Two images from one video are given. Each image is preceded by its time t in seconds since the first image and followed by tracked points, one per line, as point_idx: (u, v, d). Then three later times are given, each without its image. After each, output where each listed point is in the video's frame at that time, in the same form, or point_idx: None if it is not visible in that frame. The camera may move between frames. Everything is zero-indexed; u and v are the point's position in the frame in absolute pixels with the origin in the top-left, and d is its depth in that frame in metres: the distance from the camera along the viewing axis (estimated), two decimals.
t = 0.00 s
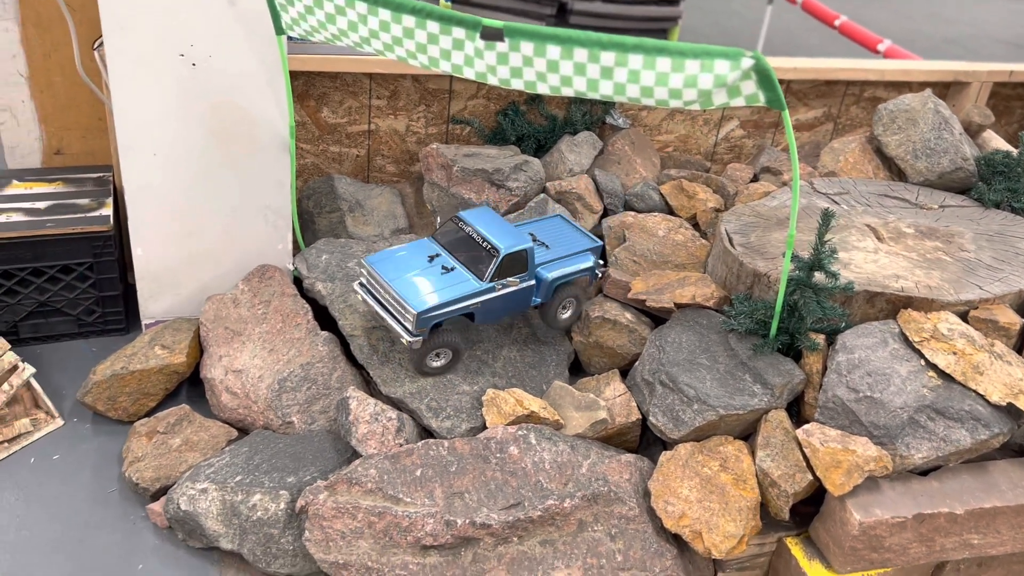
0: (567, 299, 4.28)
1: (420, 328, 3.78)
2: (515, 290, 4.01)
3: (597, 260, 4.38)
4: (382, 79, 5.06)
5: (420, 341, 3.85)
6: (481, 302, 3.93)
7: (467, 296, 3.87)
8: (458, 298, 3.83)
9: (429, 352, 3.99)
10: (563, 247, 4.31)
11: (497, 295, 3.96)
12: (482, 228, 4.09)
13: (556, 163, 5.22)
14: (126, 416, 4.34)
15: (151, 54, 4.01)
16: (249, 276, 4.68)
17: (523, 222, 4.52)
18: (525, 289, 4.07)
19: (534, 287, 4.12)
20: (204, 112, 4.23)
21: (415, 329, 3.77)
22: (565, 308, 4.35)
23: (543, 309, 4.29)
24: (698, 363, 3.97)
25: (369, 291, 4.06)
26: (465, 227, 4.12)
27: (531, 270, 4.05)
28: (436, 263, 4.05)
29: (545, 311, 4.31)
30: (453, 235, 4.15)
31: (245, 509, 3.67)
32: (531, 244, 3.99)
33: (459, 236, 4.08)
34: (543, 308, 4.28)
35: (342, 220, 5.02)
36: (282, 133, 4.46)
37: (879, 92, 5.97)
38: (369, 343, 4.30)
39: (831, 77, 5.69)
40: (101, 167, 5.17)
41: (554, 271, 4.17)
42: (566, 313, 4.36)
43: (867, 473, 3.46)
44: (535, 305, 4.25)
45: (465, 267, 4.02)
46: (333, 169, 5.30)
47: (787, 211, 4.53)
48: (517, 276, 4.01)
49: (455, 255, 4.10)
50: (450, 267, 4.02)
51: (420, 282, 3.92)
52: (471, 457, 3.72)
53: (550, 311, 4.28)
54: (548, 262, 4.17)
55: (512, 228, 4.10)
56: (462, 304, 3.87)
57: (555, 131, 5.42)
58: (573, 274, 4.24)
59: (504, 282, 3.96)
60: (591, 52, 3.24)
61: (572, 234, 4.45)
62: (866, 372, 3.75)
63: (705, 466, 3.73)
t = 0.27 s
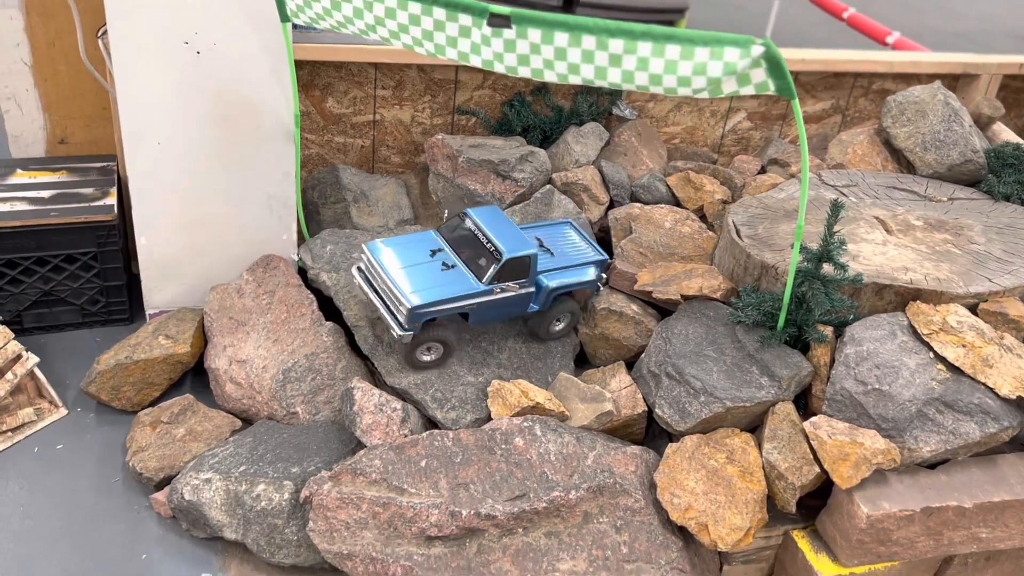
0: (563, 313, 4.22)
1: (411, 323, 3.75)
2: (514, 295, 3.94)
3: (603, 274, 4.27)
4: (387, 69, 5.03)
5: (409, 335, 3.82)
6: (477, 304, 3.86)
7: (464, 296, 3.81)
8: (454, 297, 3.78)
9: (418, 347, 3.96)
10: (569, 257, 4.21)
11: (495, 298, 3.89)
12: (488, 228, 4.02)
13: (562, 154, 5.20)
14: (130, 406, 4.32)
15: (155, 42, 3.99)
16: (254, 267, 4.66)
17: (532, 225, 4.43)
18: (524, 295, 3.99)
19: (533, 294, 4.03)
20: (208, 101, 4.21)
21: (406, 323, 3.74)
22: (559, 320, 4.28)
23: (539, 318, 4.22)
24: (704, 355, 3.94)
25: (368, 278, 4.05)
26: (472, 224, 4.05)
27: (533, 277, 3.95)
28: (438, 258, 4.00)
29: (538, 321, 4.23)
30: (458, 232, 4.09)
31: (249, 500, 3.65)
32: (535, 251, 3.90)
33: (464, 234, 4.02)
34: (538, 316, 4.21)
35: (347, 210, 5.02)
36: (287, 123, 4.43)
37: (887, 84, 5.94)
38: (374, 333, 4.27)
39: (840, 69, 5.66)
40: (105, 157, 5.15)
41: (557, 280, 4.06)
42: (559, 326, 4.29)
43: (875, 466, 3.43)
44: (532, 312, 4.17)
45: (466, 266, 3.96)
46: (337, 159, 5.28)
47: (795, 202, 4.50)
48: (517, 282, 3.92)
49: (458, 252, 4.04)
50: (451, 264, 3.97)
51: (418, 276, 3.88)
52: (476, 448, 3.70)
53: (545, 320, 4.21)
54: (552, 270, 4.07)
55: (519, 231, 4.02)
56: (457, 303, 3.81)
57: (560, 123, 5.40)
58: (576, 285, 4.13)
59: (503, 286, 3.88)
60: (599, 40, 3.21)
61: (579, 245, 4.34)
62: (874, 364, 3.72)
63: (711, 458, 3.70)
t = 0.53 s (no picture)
0: (554, 306, 4.18)
1: (397, 315, 3.70)
2: (504, 289, 3.88)
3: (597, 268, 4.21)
4: (390, 57, 5.00)
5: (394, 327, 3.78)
6: (465, 297, 3.81)
7: (451, 289, 3.76)
8: (441, 290, 3.73)
9: (404, 338, 3.92)
10: (562, 251, 4.15)
11: (484, 292, 3.83)
12: (479, 220, 3.96)
13: (565, 144, 5.19)
14: (131, 396, 4.31)
15: (155, 28, 3.96)
16: (256, 256, 4.64)
17: (526, 216, 4.37)
18: (514, 289, 3.93)
19: (524, 287, 3.98)
20: (209, 88, 4.18)
21: (392, 314, 3.70)
22: (550, 314, 4.24)
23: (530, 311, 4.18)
24: (709, 345, 3.92)
25: (355, 268, 4.00)
26: (463, 215, 3.99)
27: (523, 270, 3.90)
28: (427, 248, 3.95)
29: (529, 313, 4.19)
30: (449, 222, 4.04)
31: (251, 489, 3.64)
32: (526, 245, 3.85)
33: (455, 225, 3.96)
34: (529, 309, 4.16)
35: (349, 200, 5.00)
36: (289, 111, 4.40)
37: (894, 75, 5.91)
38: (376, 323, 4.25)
39: (845, 59, 5.62)
40: (106, 145, 5.13)
41: (548, 274, 4.01)
42: (550, 319, 4.24)
43: (880, 457, 3.41)
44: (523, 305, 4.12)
45: (455, 257, 3.90)
46: (340, 149, 5.25)
47: (801, 192, 4.47)
48: (507, 275, 3.87)
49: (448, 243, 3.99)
50: (440, 255, 3.91)
51: (406, 268, 3.82)
52: (479, 438, 3.68)
53: (535, 314, 4.16)
54: (543, 264, 4.02)
55: (511, 224, 3.96)
56: (444, 296, 3.76)
57: (564, 112, 5.38)
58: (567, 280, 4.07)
59: (492, 279, 3.83)
60: (606, 24, 3.18)
61: (573, 237, 4.28)
62: (880, 355, 3.69)
63: (715, 449, 3.68)
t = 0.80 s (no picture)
0: (540, 299, 4.13)
1: (377, 308, 3.70)
2: (487, 283, 3.87)
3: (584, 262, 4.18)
4: (389, 48, 4.99)
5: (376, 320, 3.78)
6: (448, 290, 3.80)
7: (432, 282, 3.75)
8: (423, 284, 3.72)
9: (388, 333, 3.88)
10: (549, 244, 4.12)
11: (467, 286, 3.83)
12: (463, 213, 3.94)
13: (565, 135, 5.18)
14: (129, 386, 4.31)
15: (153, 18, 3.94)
16: (254, 246, 4.63)
17: (515, 209, 4.36)
18: (498, 283, 3.92)
19: (509, 281, 3.96)
20: (207, 78, 4.18)
21: (371, 307, 3.70)
22: (537, 306, 4.20)
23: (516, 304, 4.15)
24: (707, 337, 3.91)
25: (338, 260, 4.01)
26: (448, 208, 3.98)
27: (507, 264, 3.89)
28: (410, 241, 3.94)
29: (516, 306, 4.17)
30: (433, 215, 4.03)
31: (249, 479, 3.64)
32: (510, 238, 3.83)
33: (438, 218, 3.95)
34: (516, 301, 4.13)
35: (348, 190, 5.00)
36: (287, 101, 4.38)
37: (894, 67, 5.89)
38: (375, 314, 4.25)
39: (846, 50, 5.61)
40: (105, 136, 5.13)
41: (534, 268, 3.99)
42: (537, 312, 4.21)
43: (878, 448, 3.41)
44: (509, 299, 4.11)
45: (438, 251, 3.89)
46: (339, 140, 5.25)
47: (800, 184, 4.47)
48: (490, 269, 3.86)
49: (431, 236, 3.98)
50: (423, 248, 3.90)
51: (389, 261, 3.81)
52: (476, 429, 3.68)
53: (522, 307, 4.13)
54: (529, 258, 3.99)
55: (496, 217, 3.95)
56: (425, 289, 3.75)
57: (563, 104, 5.35)
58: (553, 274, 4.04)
59: (475, 273, 3.81)
60: (605, 14, 3.20)
61: (562, 230, 4.26)
62: (879, 346, 3.69)
63: (713, 439, 3.67)
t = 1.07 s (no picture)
0: (525, 293, 4.06)
1: (353, 317, 3.60)
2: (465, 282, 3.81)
3: (565, 253, 4.09)
4: (389, 42, 4.97)
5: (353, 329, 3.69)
6: (425, 293, 3.73)
7: (408, 287, 3.67)
8: (399, 288, 3.64)
9: (372, 341, 3.76)
10: (528, 237, 4.03)
11: (444, 288, 3.76)
12: (435, 213, 3.86)
13: (565, 130, 5.18)
14: (129, 380, 4.30)
15: (153, 10, 3.93)
16: (253, 241, 4.62)
17: (492, 202, 4.25)
18: (476, 282, 3.85)
19: (487, 278, 3.89)
20: (206, 72, 4.16)
21: (348, 317, 3.60)
22: (522, 301, 4.13)
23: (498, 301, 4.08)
24: (707, 332, 3.90)
25: (311, 271, 3.90)
26: (419, 210, 3.90)
27: (484, 262, 3.81)
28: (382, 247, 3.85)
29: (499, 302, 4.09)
30: (405, 218, 3.94)
31: (249, 473, 3.64)
32: (484, 236, 3.75)
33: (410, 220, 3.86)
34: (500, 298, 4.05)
35: (348, 185, 5.00)
36: (286, 95, 4.38)
37: (896, 61, 5.88)
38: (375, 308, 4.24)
39: (847, 45, 5.59)
40: (104, 130, 5.12)
41: (513, 264, 3.91)
42: (522, 307, 4.14)
43: (879, 443, 3.40)
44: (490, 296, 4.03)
45: (412, 254, 3.81)
46: (339, 134, 5.24)
47: (801, 178, 4.45)
48: (466, 269, 3.78)
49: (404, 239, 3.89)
50: (396, 252, 3.82)
51: (363, 268, 3.72)
52: (476, 423, 3.67)
53: (505, 304, 4.06)
54: (507, 254, 3.91)
55: (470, 215, 3.86)
56: (401, 294, 3.67)
57: (563, 98, 5.36)
58: (533, 268, 3.97)
59: (451, 273, 3.74)
60: (605, 7, 3.18)
61: (541, 222, 4.17)
62: (879, 341, 3.68)
63: (713, 434, 3.67)
